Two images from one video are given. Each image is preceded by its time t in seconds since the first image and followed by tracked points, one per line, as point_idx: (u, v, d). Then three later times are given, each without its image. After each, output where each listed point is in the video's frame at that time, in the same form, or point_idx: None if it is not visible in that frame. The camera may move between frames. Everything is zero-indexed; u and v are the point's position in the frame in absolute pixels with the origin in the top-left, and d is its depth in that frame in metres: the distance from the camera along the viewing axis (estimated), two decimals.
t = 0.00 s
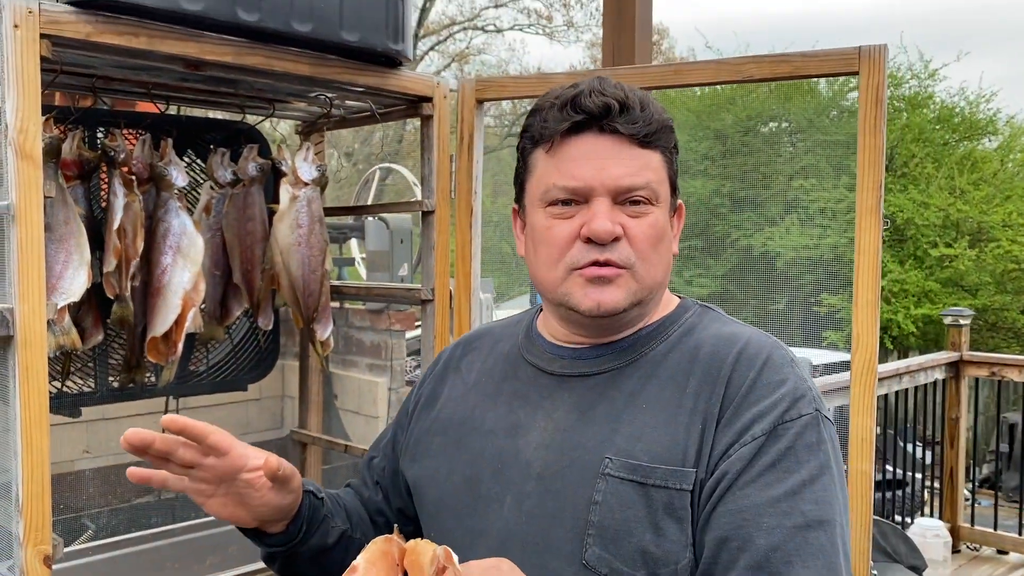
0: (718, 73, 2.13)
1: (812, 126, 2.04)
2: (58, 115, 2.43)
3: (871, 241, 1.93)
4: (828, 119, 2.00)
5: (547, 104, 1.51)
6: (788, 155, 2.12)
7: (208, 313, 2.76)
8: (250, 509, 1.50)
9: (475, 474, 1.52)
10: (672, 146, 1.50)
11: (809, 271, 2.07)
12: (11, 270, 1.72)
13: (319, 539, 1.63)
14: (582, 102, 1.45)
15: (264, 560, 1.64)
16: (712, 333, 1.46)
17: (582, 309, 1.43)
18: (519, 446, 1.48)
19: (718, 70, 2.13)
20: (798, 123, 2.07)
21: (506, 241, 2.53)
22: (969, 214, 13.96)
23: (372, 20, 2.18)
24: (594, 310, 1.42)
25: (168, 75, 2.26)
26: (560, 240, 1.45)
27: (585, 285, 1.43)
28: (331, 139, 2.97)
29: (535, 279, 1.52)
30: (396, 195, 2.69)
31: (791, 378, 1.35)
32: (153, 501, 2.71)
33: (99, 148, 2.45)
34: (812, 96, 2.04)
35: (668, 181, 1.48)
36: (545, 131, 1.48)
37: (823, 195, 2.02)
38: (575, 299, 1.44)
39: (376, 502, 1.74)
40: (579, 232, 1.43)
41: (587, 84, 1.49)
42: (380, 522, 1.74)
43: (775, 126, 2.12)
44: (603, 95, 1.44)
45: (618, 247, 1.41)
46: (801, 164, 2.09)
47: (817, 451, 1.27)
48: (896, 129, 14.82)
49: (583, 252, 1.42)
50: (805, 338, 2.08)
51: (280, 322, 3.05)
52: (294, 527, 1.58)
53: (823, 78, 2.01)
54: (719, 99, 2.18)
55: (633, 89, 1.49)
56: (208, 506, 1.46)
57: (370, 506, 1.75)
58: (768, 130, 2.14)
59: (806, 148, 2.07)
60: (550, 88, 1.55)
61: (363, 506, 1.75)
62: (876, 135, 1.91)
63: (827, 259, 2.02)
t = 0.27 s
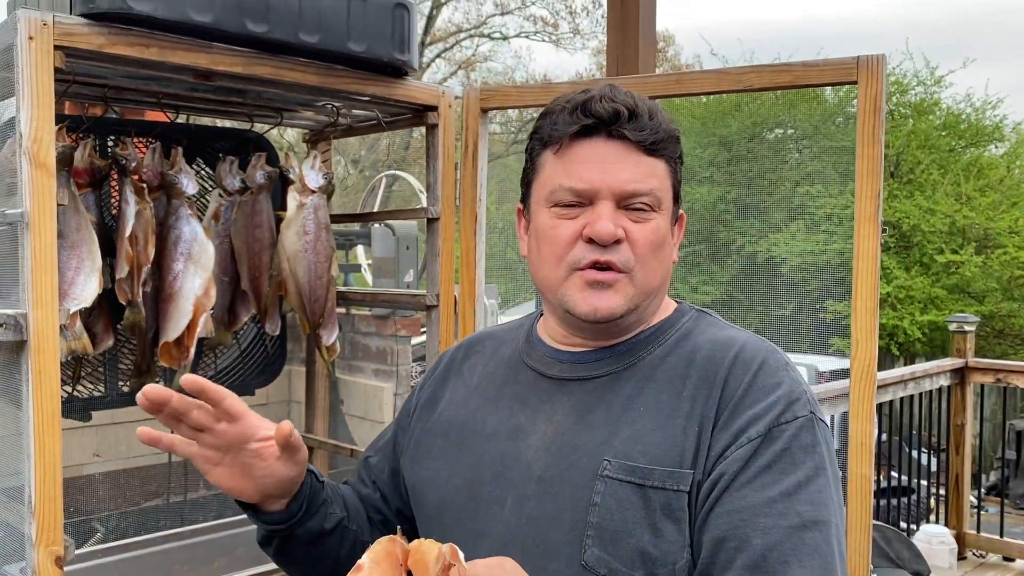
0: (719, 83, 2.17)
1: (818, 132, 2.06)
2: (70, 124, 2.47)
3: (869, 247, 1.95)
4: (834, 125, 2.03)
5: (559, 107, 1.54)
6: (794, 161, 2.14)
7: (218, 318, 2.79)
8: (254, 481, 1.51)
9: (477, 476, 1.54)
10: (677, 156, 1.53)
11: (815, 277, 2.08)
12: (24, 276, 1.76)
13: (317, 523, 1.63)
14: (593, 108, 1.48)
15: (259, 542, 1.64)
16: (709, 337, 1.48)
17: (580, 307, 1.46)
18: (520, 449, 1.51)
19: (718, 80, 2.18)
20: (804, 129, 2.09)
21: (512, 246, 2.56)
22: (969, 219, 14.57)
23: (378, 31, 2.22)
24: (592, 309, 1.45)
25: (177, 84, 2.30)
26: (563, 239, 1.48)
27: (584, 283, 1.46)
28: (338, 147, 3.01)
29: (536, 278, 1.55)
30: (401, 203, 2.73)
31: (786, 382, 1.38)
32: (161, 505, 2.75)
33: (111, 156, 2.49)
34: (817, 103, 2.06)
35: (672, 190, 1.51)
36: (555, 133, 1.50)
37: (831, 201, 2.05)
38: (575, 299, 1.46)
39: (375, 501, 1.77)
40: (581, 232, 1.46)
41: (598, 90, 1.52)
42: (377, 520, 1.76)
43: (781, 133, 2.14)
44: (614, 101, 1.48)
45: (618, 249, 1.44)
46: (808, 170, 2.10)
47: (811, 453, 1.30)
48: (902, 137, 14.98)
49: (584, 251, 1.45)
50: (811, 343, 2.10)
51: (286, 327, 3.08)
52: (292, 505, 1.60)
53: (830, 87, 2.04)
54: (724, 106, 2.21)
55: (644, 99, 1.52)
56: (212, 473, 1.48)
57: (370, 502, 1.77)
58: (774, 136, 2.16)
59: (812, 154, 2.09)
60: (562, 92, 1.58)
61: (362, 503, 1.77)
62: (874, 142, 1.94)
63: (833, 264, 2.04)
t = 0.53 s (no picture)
0: (722, 88, 2.18)
1: (823, 137, 2.07)
2: (80, 130, 2.51)
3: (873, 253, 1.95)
4: (839, 130, 2.04)
5: (554, 119, 1.56)
6: (800, 166, 2.15)
7: (226, 322, 2.82)
8: (283, 511, 1.55)
9: (488, 483, 1.55)
10: (675, 159, 1.54)
11: (821, 281, 2.09)
12: (36, 281, 1.78)
13: (344, 544, 1.66)
14: (587, 116, 1.50)
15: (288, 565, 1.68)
16: (716, 343, 1.49)
17: (587, 316, 1.47)
18: (530, 455, 1.52)
19: (722, 85, 2.18)
20: (810, 134, 2.10)
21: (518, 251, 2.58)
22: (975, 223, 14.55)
23: (385, 37, 2.24)
24: (599, 317, 1.46)
25: (187, 91, 2.33)
26: (566, 249, 1.50)
27: (589, 291, 1.47)
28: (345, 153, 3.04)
29: (543, 289, 1.57)
30: (407, 208, 2.75)
31: (793, 386, 1.38)
32: (170, 508, 2.76)
33: (120, 161, 2.52)
34: (823, 108, 2.07)
35: (671, 193, 1.52)
36: (552, 143, 1.53)
37: (836, 206, 2.05)
38: (580, 307, 1.48)
39: (392, 511, 1.78)
40: (584, 240, 1.48)
41: (591, 99, 1.55)
42: (396, 531, 1.78)
43: (787, 138, 2.15)
44: (607, 109, 1.50)
45: (621, 255, 1.45)
46: (813, 175, 2.11)
47: (820, 456, 1.31)
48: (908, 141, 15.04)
49: (588, 260, 1.47)
50: (817, 349, 2.11)
51: (294, 332, 3.10)
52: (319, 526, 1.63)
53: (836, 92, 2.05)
54: (730, 111, 2.23)
55: (637, 105, 1.54)
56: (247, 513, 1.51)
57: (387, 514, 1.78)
58: (780, 141, 2.17)
59: (817, 159, 2.10)
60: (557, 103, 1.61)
61: (379, 513, 1.78)
62: (878, 147, 1.95)
63: (838, 268, 2.05)
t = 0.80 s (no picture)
0: (725, 92, 2.19)
1: (827, 139, 2.08)
2: (85, 134, 2.51)
3: (876, 255, 1.96)
4: (843, 133, 2.05)
5: (533, 138, 1.54)
6: (804, 169, 2.15)
7: (229, 325, 2.82)
8: (326, 519, 1.52)
9: (496, 486, 1.56)
10: (659, 166, 1.48)
11: (825, 284, 2.09)
12: (41, 284, 1.79)
13: (373, 548, 1.63)
14: (559, 138, 1.47)
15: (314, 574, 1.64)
16: (719, 344, 1.49)
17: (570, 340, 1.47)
18: (536, 457, 1.53)
19: (725, 88, 2.19)
20: (814, 137, 2.10)
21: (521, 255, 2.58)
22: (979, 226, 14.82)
23: (388, 41, 2.25)
24: (583, 338, 1.46)
25: (192, 95, 2.34)
26: (548, 273, 1.49)
27: (572, 316, 1.47)
28: (349, 156, 3.05)
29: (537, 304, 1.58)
30: (411, 212, 2.76)
31: (796, 386, 1.38)
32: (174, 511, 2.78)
33: (125, 165, 2.53)
34: (827, 111, 2.08)
35: (656, 204, 1.46)
36: (530, 167, 1.52)
37: (840, 209, 2.05)
38: (565, 329, 1.48)
39: (403, 513, 1.79)
40: (563, 265, 1.47)
41: (566, 116, 1.51)
42: (408, 532, 1.79)
43: (791, 141, 2.15)
44: (577, 130, 1.46)
45: (600, 278, 1.43)
46: (818, 177, 2.11)
47: (822, 456, 1.30)
48: (912, 143, 15.34)
49: (569, 284, 1.46)
50: (821, 352, 2.11)
51: (298, 334, 3.10)
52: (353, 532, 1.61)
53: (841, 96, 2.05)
54: (735, 114, 2.23)
55: (615, 116, 1.49)
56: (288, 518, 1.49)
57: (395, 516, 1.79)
58: (784, 144, 2.17)
59: (821, 162, 2.11)
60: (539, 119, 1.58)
61: (390, 516, 1.79)
62: (881, 150, 1.95)
63: (842, 271, 2.05)
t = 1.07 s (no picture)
0: (728, 95, 2.20)
1: (831, 142, 2.08)
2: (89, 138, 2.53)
3: (878, 259, 1.96)
4: (846, 136, 2.05)
5: (529, 145, 1.55)
6: (807, 171, 2.15)
7: (232, 328, 2.84)
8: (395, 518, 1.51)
9: (501, 490, 1.58)
10: (654, 166, 1.48)
11: (828, 287, 2.09)
12: (45, 287, 1.80)
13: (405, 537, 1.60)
14: (553, 143, 1.48)
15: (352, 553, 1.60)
16: (722, 347, 1.49)
17: (574, 341, 1.48)
18: (541, 459, 1.53)
19: (728, 92, 2.20)
20: (817, 139, 2.10)
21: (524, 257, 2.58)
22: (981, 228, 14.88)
23: (391, 44, 2.26)
24: (585, 340, 1.47)
25: (196, 98, 2.35)
26: (548, 277, 1.49)
27: (575, 317, 1.47)
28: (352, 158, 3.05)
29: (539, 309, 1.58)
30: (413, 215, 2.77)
31: (798, 387, 1.38)
32: (177, 514, 2.81)
33: (128, 168, 2.54)
34: (830, 114, 2.08)
35: (651, 204, 1.46)
36: (527, 174, 1.53)
37: (844, 212, 2.06)
38: (567, 332, 1.48)
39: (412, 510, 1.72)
40: (562, 268, 1.47)
41: (559, 121, 1.51)
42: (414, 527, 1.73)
43: (794, 143, 2.15)
44: (571, 133, 1.46)
45: (600, 279, 1.44)
46: (821, 180, 2.11)
47: (823, 458, 1.30)
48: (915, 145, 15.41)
49: (569, 287, 1.46)
50: (824, 355, 2.11)
51: (301, 337, 3.11)
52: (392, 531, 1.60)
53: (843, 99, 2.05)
54: (738, 117, 2.23)
55: (608, 118, 1.49)
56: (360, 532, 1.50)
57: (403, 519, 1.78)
58: (787, 146, 2.17)
59: (824, 164, 2.11)
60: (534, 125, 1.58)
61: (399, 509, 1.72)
62: (884, 153, 1.95)
63: (844, 274, 2.05)
